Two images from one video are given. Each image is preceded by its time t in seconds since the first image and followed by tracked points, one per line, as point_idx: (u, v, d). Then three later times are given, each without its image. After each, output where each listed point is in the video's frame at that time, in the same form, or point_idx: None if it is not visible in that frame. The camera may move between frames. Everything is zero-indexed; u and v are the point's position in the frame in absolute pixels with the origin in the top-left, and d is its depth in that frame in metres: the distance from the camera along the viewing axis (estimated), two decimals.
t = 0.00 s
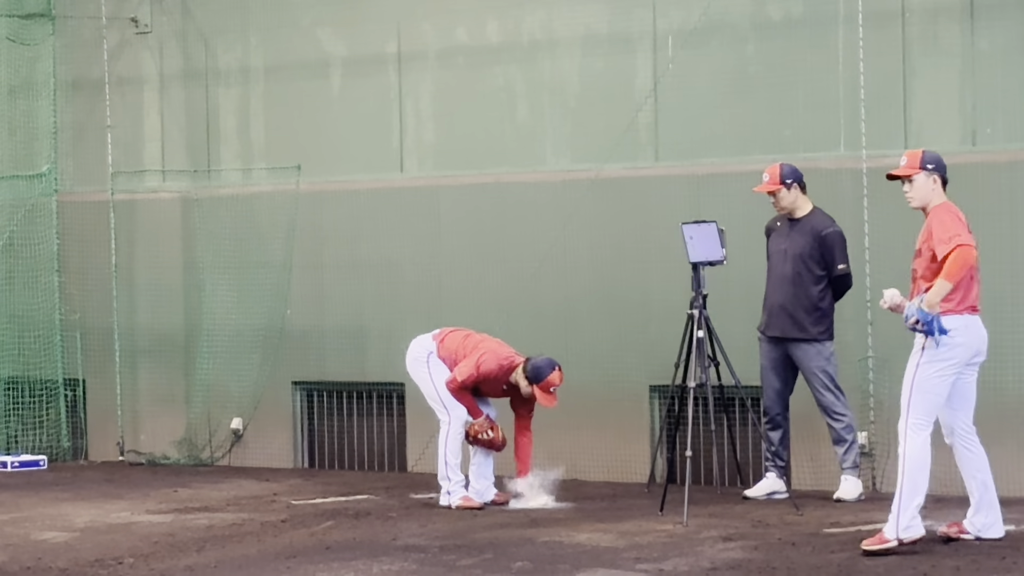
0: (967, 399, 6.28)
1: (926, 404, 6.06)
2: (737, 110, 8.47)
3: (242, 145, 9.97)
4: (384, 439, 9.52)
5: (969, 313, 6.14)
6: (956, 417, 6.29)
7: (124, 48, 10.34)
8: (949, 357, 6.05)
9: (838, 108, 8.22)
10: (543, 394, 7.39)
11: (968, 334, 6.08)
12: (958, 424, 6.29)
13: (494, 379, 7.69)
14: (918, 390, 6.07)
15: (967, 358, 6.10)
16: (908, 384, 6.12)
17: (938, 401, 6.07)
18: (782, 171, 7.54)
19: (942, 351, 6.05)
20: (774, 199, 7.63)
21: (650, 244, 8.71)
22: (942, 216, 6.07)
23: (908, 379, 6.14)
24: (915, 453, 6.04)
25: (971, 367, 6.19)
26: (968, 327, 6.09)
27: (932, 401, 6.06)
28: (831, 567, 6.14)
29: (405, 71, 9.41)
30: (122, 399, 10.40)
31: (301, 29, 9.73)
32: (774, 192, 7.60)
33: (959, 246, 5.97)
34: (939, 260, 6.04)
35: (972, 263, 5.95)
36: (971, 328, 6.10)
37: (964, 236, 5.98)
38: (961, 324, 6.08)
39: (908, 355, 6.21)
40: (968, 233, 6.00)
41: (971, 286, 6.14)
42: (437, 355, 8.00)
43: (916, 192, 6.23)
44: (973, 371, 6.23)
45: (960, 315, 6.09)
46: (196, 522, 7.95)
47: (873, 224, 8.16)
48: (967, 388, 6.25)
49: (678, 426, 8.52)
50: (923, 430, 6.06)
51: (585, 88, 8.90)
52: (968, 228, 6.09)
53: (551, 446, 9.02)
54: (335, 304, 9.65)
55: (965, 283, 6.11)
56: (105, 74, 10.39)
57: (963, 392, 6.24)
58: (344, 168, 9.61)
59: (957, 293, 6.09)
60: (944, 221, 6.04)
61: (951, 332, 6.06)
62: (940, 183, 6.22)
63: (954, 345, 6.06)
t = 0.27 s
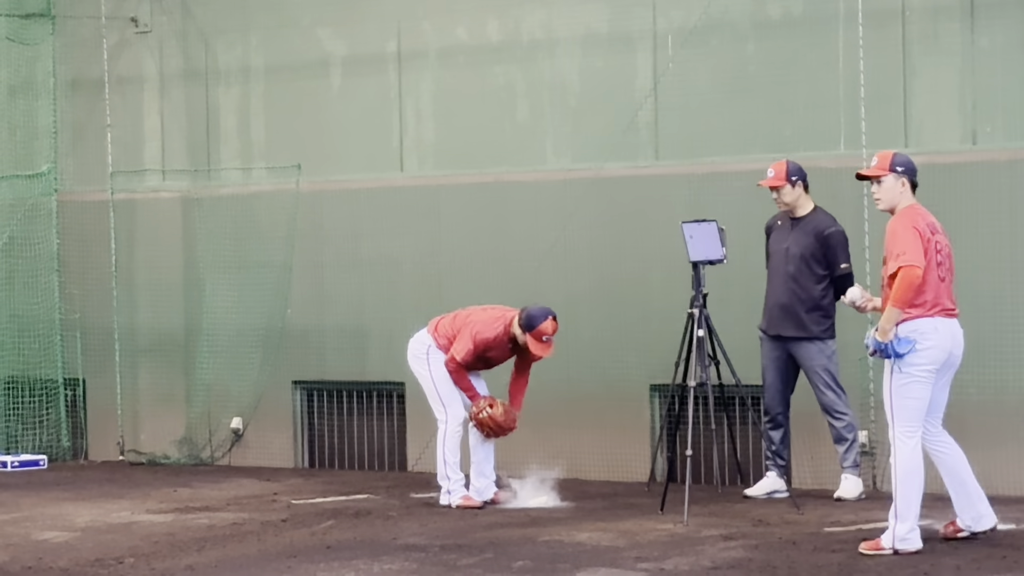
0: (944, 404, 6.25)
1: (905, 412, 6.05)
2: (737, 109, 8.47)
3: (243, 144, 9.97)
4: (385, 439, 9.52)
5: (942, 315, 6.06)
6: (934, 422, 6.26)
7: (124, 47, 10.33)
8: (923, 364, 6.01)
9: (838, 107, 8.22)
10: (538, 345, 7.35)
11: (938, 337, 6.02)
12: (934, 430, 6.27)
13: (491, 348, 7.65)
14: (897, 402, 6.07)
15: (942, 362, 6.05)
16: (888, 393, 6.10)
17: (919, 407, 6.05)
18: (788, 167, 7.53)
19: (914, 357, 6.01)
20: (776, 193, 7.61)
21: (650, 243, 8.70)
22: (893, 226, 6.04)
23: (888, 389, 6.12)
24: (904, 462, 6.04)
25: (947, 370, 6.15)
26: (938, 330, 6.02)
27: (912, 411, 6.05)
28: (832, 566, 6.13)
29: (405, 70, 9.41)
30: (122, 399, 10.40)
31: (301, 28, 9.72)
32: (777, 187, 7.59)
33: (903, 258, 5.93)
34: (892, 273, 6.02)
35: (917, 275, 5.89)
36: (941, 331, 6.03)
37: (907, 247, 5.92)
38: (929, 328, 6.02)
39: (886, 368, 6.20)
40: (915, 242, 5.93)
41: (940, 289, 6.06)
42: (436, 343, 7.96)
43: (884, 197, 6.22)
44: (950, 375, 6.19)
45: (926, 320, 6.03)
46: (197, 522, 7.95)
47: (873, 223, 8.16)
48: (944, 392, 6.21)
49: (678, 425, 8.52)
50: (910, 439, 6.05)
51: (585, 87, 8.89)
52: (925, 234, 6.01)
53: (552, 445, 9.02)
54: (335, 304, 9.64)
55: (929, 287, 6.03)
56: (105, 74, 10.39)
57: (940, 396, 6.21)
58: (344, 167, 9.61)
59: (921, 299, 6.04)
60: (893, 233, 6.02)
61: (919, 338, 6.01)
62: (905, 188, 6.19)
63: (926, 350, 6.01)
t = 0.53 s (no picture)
0: (943, 402, 6.22)
1: (900, 412, 6.06)
2: (736, 108, 8.47)
3: (242, 144, 9.97)
4: (384, 438, 9.52)
5: (932, 312, 6.07)
6: (932, 422, 6.21)
7: (124, 47, 10.34)
8: (915, 362, 6.02)
9: (837, 106, 8.22)
10: (516, 284, 7.37)
11: (930, 334, 6.01)
12: (931, 430, 6.21)
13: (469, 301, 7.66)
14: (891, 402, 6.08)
15: (936, 359, 6.05)
16: (882, 395, 6.12)
17: (914, 407, 6.06)
18: (792, 163, 7.54)
19: (907, 357, 6.02)
20: (777, 188, 7.61)
21: (649, 242, 8.71)
22: (880, 224, 6.02)
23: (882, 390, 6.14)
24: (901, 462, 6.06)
25: (942, 366, 6.14)
26: (929, 328, 6.02)
27: (907, 410, 6.06)
28: (831, 565, 6.13)
29: (404, 70, 9.41)
30: (122, 398, 10.40)
31: (300, 28, 9.73)
32: (779, 182, 7.59)
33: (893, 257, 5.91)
34: (883, 271, 6.01)
35: (910, 274, 5.88)
36: (933, 328, 6.03)
37: (897, 246, 5.90)
38: (920, 325, 6.02)
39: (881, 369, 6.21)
40: (904, 241, 5.91)
41: (929, 286, 6.06)
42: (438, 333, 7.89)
43: (865, 197, 6.22)
44: (946, 371, 6.18)
45: (918, 317, 6.04)
46: (197, 522, 7.95)
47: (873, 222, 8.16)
48: (941, 390, 6.19)
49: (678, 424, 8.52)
50: (906, 438, 6.05)
51: (585, 86, 8.90)
52: (913, 231, 6.00)
53: (552, 445, 9.02)
54: (334, 303, 9.65)
55: (919, 284, 6.03)
56: (104, 74, 10.39)
57: (938, 394, 6.18)
58: (344, 167, 9.61)
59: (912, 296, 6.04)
60: (881, 231, 5.99)
61: (911, 336, 6.01)
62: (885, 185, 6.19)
63: (918, 349, 6.01)
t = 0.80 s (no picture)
0: (948, 399, 6.23)
1: (905, 412, 6.05)
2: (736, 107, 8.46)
3: (242, 144, 9.97)
4: (385, 438, 9.52)
5: (934, 310, 6.06)
6: (939, 418, 6.23)
7: (124, 47, 10.33)
8: (921, 362, 6.01)
9: (837, 105, 8.22)
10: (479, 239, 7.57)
11: (934, 333, 6.01)
12: (938, 426, 6.23)
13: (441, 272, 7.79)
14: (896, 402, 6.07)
15: (941, 358, 6.05)
16: (887, 394, 6.11)
17: (919, 407, 6.05)
18: (792, 162, 7.53)
19: (911, 356, 6.02)
20: (777, 187, 7.60)
21: (649, 241, 8.70)
22: (874, 224, 6.02)
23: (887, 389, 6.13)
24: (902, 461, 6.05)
25: (947, 365, 6.13)
26: (933, 327, 6.02)
27: (912, 410, 6.05)
28: (832, 565, 6.12)
29: (405, 69, 9.41)
30: (123, 398, 10.40)
31: (300, 27, 9.73)
32: (779, 180, 7.57)
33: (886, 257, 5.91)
34: (879, 271, 6.01)
35: (904, 272, 5.88)
36: (936, 327, 6.02)
37: (888, 244, 5.91)
38: (923, 324, 6.02)
39: (886, 369, 6.20)
40: (896, 240, 5.91)
41: (929, 284, 6.05)
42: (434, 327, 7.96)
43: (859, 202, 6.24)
44: (951, 369, 6.17)
45: (921, 316, 6.04)
46: (197, 521, 7.95)
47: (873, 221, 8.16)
48: (947, 388, 6.19)
49: (679, 423, 8.52)
50: (910, 437, 6.05)
51: (585, 85, 8.89)
52: (907, 229, 5.99)
53: (552, 445, 9.02)
54: (334, 303, 9.64)
55: (918, 282, 6.03)
56: (105, 73, 10.39)
57: (943, 392, 6.19)
58: (344, 167, 9.61)
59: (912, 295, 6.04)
60: (873, 231, 6.00)
61: (915, 336, 6.01)
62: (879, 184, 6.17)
63: (922, 348, 6.01)
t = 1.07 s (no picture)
0: (961, 400, 6.22)
1: (909, 408, 6.06)
2: (737, 107, 8.46)
3: (243, 143, 9.97)
4: (385, 438, 9.51)
5: (947, 307, 6.06)
6: (951, 418, 6.23)
7: (125, 47, 10.34)
8: (928, 359, 6.02)
9: (838, 105, 8.22)
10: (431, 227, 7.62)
11: (945, 331, 6.02)
12: (950, 427, 6.22)
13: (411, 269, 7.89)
14: (900, 397, 6.08)
15: (951, 357, 6.05)
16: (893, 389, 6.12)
17: (923, 403, 6.06)
18: (792, 161, 7.54)
19: (921, 351, 6.02)
20: (778, 186, 7.60)
21: (650, 241, 8.71)
22: (881, 224, 6.06)
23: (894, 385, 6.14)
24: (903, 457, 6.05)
25: (958, 365, 6.13)
26: (945, 324, 6.03)
27: (916, 406, 6.06)
28: (833, 563, 6.12)
29: (406, 68, 9.41)
30: (123, 398, 10.40)
31: (300, 27, 9.73)
32: (780, 179, 7.58)
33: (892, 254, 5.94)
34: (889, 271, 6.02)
35: (912, 265, 5.88)
36: (948, 324, 6.03)
37: (899, 240, 5.93)
38: (935, 321, 6.03)
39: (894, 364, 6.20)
40: (904, 236, 5.93)
41: (942, 280, 6.05)
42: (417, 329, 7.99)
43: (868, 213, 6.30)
44: (963, 369, 6.17)
45: (933, 313, 6.04)
46: (198, 521, 7.95)
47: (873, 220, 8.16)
48: (958, 388, 6.19)
49: (680, 423, 8.52)
50: (911, 433, 6.06)
51: (586, 85, 8.89)
52: (916, 227, 6.03)
53: (553, 444, 9.02)
54: (335, 303, 9.65)
55: (930, 279, 6.03)
56: (105, 73, 10.39)
57: (954, 391, 6.19)
58: (345, 166, 9.61)
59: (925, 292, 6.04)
60: (881, 229, 6.03)
61: (926, 332, 6.02)
62: (877, 191, 6.23)
63: (931, 344, 6.01)
